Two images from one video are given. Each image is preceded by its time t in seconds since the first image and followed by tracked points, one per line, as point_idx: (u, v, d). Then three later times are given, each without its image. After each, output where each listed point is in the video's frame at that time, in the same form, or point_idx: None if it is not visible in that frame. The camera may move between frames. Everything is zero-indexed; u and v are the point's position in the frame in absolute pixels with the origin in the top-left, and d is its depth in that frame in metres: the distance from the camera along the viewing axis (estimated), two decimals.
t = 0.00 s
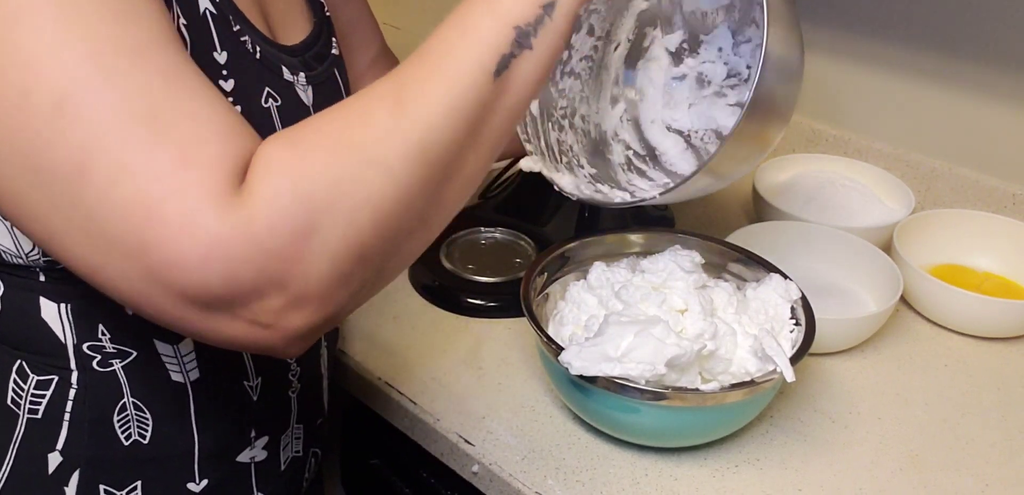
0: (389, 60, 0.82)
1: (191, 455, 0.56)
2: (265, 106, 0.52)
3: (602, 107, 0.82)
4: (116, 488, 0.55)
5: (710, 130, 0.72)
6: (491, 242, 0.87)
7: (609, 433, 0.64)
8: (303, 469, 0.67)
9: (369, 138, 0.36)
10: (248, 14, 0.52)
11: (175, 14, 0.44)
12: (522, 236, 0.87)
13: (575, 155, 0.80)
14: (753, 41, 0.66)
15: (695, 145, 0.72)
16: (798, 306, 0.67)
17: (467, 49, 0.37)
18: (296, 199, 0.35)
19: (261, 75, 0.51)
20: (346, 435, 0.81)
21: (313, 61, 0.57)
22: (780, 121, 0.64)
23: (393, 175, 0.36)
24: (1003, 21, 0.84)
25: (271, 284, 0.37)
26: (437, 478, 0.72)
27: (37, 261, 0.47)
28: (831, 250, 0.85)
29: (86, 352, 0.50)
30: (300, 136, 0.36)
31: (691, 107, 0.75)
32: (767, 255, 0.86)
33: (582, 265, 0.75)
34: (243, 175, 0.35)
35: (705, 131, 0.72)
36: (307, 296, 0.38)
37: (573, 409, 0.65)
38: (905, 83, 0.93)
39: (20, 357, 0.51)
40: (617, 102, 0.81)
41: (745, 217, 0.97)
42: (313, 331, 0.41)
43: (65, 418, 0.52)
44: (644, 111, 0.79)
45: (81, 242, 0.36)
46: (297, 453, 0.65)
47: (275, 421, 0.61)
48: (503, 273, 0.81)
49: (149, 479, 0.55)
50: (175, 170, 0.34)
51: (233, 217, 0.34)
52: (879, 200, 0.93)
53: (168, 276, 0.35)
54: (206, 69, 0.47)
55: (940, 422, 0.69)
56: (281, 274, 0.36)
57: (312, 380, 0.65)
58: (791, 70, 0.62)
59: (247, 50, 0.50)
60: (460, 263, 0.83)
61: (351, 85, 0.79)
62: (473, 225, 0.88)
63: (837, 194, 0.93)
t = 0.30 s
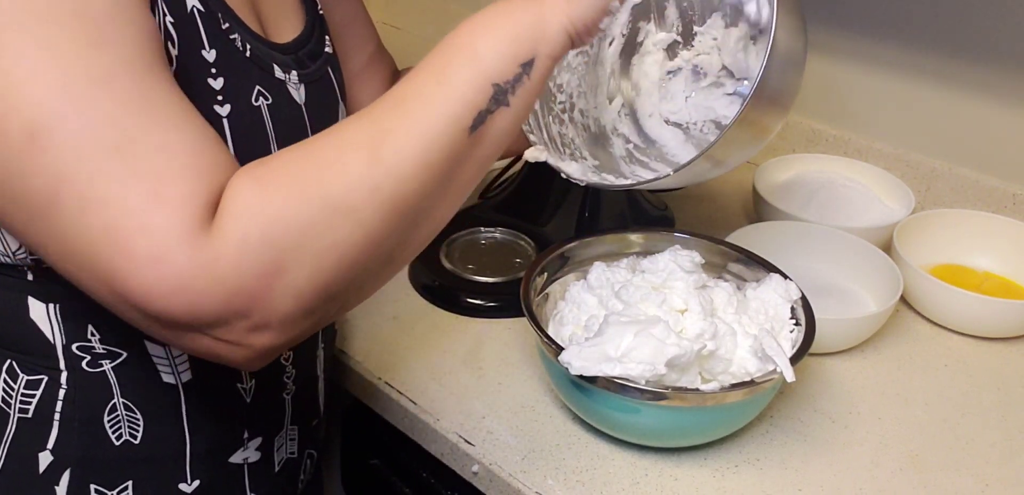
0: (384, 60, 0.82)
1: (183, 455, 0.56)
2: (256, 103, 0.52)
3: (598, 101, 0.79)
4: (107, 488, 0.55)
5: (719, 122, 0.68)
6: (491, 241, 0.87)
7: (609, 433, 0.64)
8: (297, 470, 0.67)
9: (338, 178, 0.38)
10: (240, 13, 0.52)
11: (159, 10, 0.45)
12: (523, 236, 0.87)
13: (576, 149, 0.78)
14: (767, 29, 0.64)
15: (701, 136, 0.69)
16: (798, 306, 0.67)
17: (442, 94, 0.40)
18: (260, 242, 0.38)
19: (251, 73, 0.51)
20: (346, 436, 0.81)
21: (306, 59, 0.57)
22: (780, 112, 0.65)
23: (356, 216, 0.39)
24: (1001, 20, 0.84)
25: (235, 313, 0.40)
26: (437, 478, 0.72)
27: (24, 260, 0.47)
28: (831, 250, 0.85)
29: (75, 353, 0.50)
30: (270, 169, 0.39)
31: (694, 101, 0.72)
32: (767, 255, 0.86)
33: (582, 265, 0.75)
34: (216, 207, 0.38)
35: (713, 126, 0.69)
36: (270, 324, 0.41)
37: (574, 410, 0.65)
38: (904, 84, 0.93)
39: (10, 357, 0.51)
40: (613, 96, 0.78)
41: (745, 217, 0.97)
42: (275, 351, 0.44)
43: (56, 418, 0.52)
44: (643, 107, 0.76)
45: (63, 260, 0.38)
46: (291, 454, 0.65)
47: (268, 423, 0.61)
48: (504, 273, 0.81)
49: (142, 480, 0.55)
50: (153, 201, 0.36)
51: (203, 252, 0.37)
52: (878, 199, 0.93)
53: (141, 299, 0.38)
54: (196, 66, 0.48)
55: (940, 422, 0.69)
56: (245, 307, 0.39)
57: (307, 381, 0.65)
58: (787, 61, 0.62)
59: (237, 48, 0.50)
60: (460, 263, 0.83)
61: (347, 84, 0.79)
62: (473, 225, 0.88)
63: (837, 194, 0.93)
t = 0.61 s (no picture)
0: (383, 59, 0.82)
1: (182, 456, 0.56)
2: (252, 99, 0.52)
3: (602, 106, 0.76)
4: (106, 488, 0.55)
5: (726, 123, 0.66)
6: (491, 241, 0.87)
7: (609, 433, 0.64)
8: (297, 470, 0.68)
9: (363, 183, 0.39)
10: (238, 11, 0.52)
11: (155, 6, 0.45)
12: (523, 236, 0.87)
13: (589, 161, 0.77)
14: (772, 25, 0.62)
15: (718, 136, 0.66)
16: (798, 307, 0.67)
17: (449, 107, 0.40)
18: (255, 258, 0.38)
19: (247, 69, 0.51)
20: (345, 436, 0.81)
21: (305, 55, 0.57)
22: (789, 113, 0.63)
23: (373, 218, 0.39)
24: (1001, 19, 0.84)
25: (242, 313, 0.40)
26: (437, 478, 0.72)
27: (19, 261, 0.47)
28: (831, 250, 0.85)
29: (71, 354, 0.50)
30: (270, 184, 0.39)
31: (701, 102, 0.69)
32: (767, 255, 0.86)
33: (582, 265, 0.75)
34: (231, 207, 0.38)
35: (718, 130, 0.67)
36: (271, 326, 0.41)
37: (574, 410, 0.65)
38: (906, 84, 0.93)
39: (5, 357, 0.51)
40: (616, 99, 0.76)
41: (745, 217, 0.97)
42: (269, 353, 0.44)
43: (53, 418, 0.52)
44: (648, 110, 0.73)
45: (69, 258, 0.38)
46: (291, 454, 0.65)
47: (267, 423, 0.61)
48: (504, 273, 0.81)
49: (141, 480, 0.55)
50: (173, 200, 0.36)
51: (219, 250, 0.37)
52: (878, 199, 0.93)
53: (146, 302, 0.38)
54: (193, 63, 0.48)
55: (940, 421, 0.69)
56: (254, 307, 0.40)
57: (306, 381, 0.65)
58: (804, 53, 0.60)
59: (234, 44, 0.50)
60: (460, 263, 0.83)
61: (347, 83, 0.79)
62: (474, 225, 0.88)
63: (837, 193, 0.94)
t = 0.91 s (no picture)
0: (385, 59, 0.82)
1: (184, 456, 0.56)
2: (258, 103, 0.51)
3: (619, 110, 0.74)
4: (109, 487, 0.55)
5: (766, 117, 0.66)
6: (491, 241, 0.87)
7: (609, 433, 0.64)
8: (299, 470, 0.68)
9: (345, 206, 0.40)
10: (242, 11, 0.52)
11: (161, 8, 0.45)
12: (523, 236, 0.87)
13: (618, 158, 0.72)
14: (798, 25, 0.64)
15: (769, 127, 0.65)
16: (798, 307, 0.67)
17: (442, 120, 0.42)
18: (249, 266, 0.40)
19: (253, 73, 0.51)
20: (345, 436, 0.81)
21: (310, 61, 0.57)
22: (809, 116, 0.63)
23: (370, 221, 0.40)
24: (1002, 19, 0.84)
25: (226, 332, 0.42)
26: (437, 478, 0.72)
27: (19, 261, 0.47)
28: (830, 250, 0.85)
29: (73, 354, 0.50)
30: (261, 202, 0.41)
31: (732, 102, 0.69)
32: (768, 255, 0.86)
33: (581, 265, 0.75)
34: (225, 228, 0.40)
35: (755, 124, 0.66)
36: (254, 344, 0.43)
37: (574, 410, 0.65)
38: (907, 83, 0.93)
39: (8, 357, 0.51)
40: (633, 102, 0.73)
41: (745, 217, 0.97)
42: (259, 364, 0.46)
43: (55, 418, 0.52)
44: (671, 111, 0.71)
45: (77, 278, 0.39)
46: (293, 453, 0.65)
47: (269, 423, 0.61)
48: (504, 273, 0.81)
49: (145, 480, 0.55)
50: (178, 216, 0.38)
51: (211, 271, 0.39)
52: (878, 200, 0.93)
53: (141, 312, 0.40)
54: (198, 64, 0.47)
55: (940, 422, 0.69)
56: (242, 325, 0.42)
57: (308, 381, 0.65)
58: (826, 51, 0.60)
59: (240, 47, 0.50)
60: (460, 263, 0.83)
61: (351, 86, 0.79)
62: (473, 225, 0.88)
63: (837, 194, 0.94)
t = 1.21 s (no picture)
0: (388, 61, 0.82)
1: (195, 455, 0.56)
2: (268, 100, 0.52)
3: (625, 116, 0.68)
4: (123, 488, 0.54)
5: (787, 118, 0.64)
6: (491, 242, 0.87)
7: (609, 433, 0.64)
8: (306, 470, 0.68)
9: (298, 218, 0.40)
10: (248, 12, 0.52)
11: (171, 4, 0.45)
12: (523, 236, 0.87)
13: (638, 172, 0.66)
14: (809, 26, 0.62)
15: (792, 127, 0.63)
16: (798, 307, 0.67)
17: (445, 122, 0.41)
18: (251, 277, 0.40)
19: (263, 71, 0.51)
20: (346, 436, 0.81)
21: (319, 60, 0.57)
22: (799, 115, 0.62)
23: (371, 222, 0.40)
24: (1003, 19, 0.84)
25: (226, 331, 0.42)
26: (437, 478, 0.72)
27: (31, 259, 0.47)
28: (830, 250, 0.85)
29: (87, 354, 0.50)
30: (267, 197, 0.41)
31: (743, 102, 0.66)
32: (768, 255, 0.86)
33: (582, 265, 0.76)
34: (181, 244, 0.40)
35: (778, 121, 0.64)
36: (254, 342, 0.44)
37: (573, 409, 0.65)
38: (908, 84, 0.93)
39: (22, 358, 0.51)
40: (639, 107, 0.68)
41: (746, 218, 0.97)
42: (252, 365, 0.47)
43: (70, 418, 0.52)
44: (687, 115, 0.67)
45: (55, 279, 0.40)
46: (301, 453, 0.66)
47: (279, 422, 0.62)
48: (504, 273, 0.81)
49: (158, 480, 0.55)
50: (138, 229, 0.39)
51: (163, 288, 0.40)
52: (878, 199, 0.93)
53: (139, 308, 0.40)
54: (206, 64, 0.48)
55: (940, 421, 0.69)
56: (204, 338, 0.43)
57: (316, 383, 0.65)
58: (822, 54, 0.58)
59: (249, 44, 0.50)
60: (460, 263, 0.83)
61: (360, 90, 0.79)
62: (473, 225, 0.88)
63: (838, 194, 0.94)
